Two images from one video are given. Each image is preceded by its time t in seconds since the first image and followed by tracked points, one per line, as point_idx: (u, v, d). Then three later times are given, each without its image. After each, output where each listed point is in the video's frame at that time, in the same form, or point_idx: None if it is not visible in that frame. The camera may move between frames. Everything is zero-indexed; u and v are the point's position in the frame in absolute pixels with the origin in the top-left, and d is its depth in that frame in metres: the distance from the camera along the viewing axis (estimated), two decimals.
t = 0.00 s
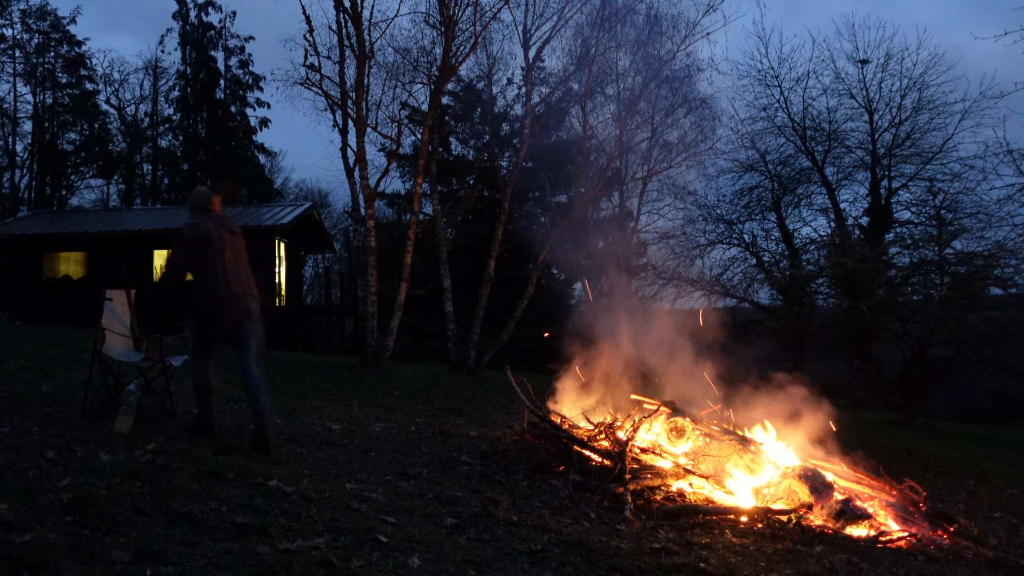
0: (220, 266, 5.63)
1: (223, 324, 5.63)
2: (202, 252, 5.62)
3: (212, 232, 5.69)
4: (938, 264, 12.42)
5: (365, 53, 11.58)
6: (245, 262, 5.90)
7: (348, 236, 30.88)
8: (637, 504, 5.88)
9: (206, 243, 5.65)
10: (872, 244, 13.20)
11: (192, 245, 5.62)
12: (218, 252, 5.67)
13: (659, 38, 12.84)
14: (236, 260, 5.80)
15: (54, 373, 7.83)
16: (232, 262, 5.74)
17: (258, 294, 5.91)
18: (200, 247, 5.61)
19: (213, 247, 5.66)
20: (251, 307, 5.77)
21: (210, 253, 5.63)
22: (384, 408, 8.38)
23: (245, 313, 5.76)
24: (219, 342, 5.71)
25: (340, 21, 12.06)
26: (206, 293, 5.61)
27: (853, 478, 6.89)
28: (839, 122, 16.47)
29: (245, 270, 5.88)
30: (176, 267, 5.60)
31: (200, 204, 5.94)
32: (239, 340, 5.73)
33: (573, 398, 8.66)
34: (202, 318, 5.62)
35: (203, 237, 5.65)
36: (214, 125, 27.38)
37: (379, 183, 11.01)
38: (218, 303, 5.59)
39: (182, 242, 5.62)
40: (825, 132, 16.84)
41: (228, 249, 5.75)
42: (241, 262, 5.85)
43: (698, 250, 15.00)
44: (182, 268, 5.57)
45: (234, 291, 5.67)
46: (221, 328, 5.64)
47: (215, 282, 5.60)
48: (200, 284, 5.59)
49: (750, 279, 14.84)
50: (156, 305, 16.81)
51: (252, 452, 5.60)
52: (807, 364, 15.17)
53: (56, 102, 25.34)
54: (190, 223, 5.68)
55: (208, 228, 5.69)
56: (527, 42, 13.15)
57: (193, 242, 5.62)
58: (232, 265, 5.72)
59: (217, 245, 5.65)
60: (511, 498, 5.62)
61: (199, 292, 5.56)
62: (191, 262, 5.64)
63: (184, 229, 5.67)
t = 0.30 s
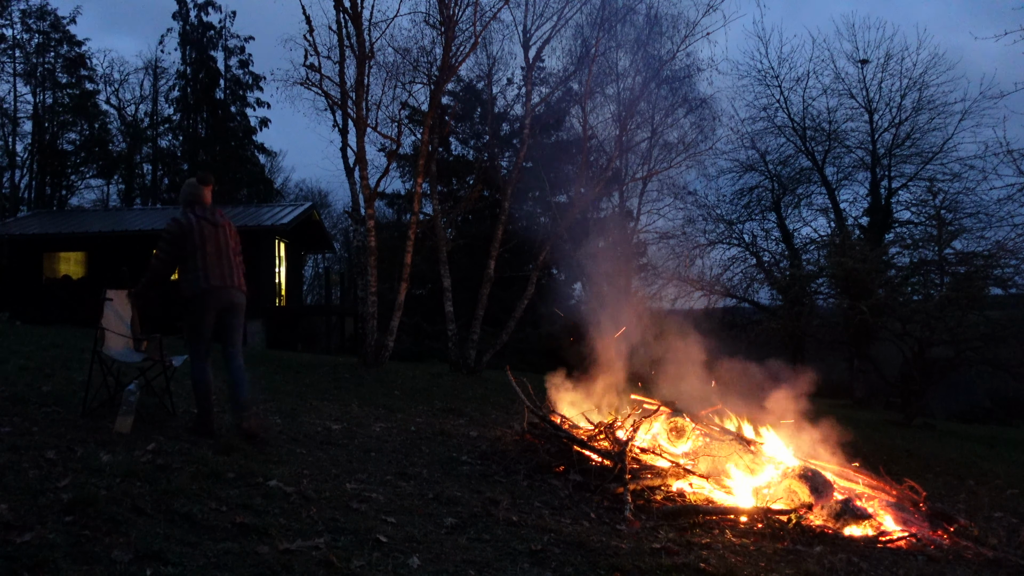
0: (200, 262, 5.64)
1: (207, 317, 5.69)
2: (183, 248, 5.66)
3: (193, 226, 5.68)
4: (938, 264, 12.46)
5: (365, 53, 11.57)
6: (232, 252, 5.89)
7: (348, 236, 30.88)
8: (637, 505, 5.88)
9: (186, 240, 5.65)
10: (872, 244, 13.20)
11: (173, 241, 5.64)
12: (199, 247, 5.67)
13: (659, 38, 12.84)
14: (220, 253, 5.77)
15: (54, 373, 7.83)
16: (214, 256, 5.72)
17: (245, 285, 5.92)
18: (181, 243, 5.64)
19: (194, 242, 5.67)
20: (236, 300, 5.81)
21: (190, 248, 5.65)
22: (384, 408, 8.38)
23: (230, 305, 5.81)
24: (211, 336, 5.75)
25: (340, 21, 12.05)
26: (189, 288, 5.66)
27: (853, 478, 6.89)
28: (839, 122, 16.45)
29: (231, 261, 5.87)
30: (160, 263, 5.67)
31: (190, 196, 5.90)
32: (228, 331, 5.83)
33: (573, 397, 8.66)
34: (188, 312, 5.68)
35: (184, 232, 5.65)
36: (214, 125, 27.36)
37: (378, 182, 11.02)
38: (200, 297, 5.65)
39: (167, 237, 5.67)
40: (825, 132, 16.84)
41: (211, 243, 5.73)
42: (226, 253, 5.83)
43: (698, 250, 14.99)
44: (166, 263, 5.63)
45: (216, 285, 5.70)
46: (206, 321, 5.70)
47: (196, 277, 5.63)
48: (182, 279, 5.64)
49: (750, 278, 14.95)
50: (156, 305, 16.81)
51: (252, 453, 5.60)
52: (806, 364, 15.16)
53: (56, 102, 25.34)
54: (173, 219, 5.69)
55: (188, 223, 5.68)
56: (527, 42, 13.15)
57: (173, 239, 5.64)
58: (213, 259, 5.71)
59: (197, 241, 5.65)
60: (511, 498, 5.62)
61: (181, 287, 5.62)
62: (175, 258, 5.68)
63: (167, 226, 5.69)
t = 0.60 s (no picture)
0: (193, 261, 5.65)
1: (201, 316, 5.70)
2: (178, 248, 5.69)
3: (189, 224, 5.69)
4: (939, 264, 12.51)
5: (365, 53, 11.57)
6: (230, 252, 5.83)
7: (348, 236, 30.87)
8: (637, 505, 5.88)
9: (181, 239, 5.68)
10: (872, 244, 13.23)
11: (170, 239, 5.69)
12: (194, 246, 5.67)
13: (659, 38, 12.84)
14: (215, 252, 5.73)
15: (54, 373, 7.83)
16: (207, 256, 5.71)
17: (241, 285, 5.85)
18: (176, 241, 5.68)
19: (189, 240, 5.68)
20: (230, 302, 5.77)
21: (185, 247, 5.67)
22: (384, 408, 8.39)
23: (225, 306, 5.78)
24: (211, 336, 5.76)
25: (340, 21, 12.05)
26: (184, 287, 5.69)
27: (853, 478, 6.88)
28: (839, 122, 16.45)
29: (229, 260, 5.81)
30: (162, 260, 5.76)
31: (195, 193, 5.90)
32: (226, 330, 5.85)
33: (574, 398, 8.66)
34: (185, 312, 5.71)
35: (179, 231, 5.68)
36: (214, 125, 27.35)
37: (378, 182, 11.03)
38: (192, 297, 5.67)
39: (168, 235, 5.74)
40: (825, 132, 16.83)
41: (206, 242, 5.71)
42: (223, 252, 5.78)
43: (699, 249, 14.69)
44: (164, 261, 5.70)
45: (207, 285, 5.68)
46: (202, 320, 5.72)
47: (190, 276, 5.66)
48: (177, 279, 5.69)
49: (750, 278, 15.00)
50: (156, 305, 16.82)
51: (252, 453, 5.60)
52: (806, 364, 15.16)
53: (56, 102, 25.34)
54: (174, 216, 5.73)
55: (183, 222, 5.69)
56: (527, 42, 13.15)
57: (169, 237, 5.69)
58: (206, 258, 5.70)
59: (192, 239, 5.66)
60: (511, 498, 5.63)
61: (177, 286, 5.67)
62: (174, 256, 5.75)
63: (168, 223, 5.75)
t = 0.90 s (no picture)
0: (195, 266, 5.72)
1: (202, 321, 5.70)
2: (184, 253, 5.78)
3: (195, 229, 5.76)
4: (939, 264, 12.49)
5: (365, 53, 11.57)
6: (235, 260, 5.82)
7: (348, 237, 30.86)
8: (637, 504, 5.88)
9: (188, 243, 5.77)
10: (872, 244, 13.23)
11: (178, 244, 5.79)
12: (199, 250, 5.74)
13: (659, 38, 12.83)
14: (218, 258, 5.75)
15: (54, 373, 7.83)
16: (210, 261, 5.74)
17: (242, 293, 5.81)
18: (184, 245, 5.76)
19: (195, 245, 5.75)
20: (231, 310, 5.74)
21: (191, 251, 5.75)
22: (384, 408, 8.39)
23: (228, 314, 5.76)
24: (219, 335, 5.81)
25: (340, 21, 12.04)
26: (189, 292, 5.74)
27: (853, 477, 6.89)
28: (839, 122, 16.47)
29: (233, 269, 5.80)
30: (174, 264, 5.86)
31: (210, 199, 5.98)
32: (231, 336, 5.84)
33: (574, 399, 8.67)
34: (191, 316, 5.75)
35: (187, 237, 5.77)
36: (214, 125, 27.34)
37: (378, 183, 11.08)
38: (192, 302, 5.68)
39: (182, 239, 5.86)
40: (825, 132, 16.84)
41: (208, 247, 5.74)
42: (226, 260, 5.78)
43: (699, 250, 14.94)
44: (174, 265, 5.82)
45: (206, 291, 5.68)
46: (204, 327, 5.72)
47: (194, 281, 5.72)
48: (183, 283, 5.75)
49: (750, 279, 15.13)
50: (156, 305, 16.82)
51: (252, 453, 5.60)
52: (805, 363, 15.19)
53: (56, 102, 25.34)
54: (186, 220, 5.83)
55: (189, 228, 5.76)
56: (527, 42, 13.15)
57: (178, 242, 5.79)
58: (208, 264, 5.73)
59: (196, 244, 5.72)
60: (511, 498, 5.63)
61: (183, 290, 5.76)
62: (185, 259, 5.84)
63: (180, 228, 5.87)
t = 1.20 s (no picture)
0: (214, 271, 5.82)
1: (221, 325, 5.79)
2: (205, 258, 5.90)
3: (214, 235, 5.86)
4: (939, 264, 12.31)
5: (365, 53, 11.57)
6: (253, 264, 5.85)
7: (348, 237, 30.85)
8: (637, 504, 5.88)
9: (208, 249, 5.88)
10: (872, 244, 13.22)
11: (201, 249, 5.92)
12: (217, 256, 5.83)
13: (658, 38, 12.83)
14: (235, 262, 5.81)
15: (54, 373, 7.82)
16: (226, 266, 5.81)
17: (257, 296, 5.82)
18: (206, 250, 5.89)
19: (214, 250, 5.85)
20: (245, 313, 5.78)
21: (210, 256, 5.86)
22: (384, 408, 8.39)
23: (243, 316, 5.81)
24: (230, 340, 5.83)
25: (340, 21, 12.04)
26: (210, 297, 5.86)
27: (853, 478, 6.89)
28: (839, 122, 16.48)
29: (250, 272, 5.84)
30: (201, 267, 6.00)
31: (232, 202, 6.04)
32: (245, 340, 5.86)
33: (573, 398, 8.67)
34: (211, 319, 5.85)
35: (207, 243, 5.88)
36: (214, 125, 27.32)
37: (379, 182, 11.10)
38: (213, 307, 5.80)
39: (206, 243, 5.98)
40: (825, 132, 16.85)
41: (225, 252, 5.81)
42: (242, 263, 5.81)
43: (699, 250, 15.03)
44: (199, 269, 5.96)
45: (223, 296, 5.77)
46: (221, 331, 5.80)
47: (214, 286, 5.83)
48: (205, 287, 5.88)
49: (751, 279, 15.21)
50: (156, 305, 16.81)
51: (252, 453, 5.59)
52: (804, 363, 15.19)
53: (56, 102, 25.35)
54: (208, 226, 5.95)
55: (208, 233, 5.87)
56: (527, 42, 13.15)
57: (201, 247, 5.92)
58: (225, 268, 5.80)
59: (214, 249, 5.83)
60: (511, 498, 5.62)
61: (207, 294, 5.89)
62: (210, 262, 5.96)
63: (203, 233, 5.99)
